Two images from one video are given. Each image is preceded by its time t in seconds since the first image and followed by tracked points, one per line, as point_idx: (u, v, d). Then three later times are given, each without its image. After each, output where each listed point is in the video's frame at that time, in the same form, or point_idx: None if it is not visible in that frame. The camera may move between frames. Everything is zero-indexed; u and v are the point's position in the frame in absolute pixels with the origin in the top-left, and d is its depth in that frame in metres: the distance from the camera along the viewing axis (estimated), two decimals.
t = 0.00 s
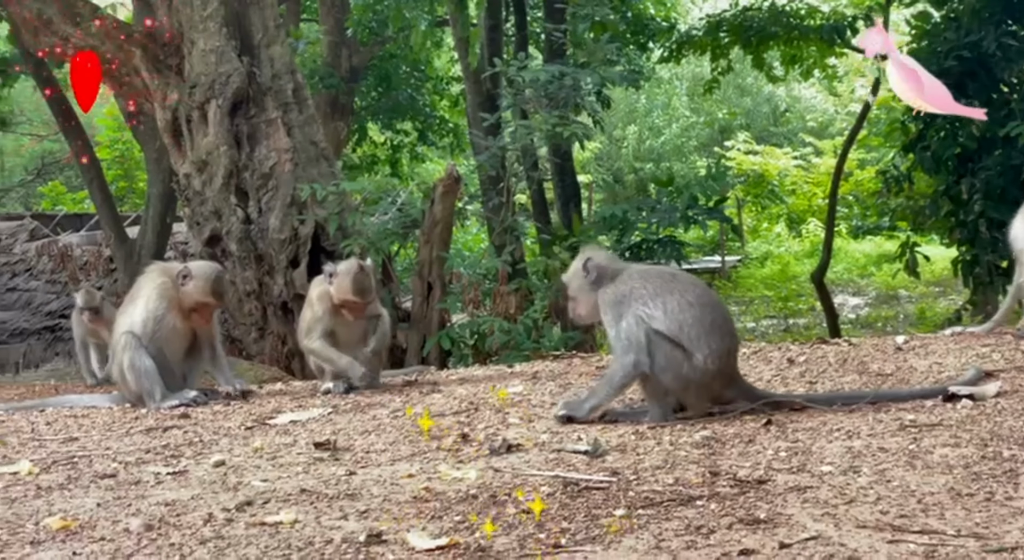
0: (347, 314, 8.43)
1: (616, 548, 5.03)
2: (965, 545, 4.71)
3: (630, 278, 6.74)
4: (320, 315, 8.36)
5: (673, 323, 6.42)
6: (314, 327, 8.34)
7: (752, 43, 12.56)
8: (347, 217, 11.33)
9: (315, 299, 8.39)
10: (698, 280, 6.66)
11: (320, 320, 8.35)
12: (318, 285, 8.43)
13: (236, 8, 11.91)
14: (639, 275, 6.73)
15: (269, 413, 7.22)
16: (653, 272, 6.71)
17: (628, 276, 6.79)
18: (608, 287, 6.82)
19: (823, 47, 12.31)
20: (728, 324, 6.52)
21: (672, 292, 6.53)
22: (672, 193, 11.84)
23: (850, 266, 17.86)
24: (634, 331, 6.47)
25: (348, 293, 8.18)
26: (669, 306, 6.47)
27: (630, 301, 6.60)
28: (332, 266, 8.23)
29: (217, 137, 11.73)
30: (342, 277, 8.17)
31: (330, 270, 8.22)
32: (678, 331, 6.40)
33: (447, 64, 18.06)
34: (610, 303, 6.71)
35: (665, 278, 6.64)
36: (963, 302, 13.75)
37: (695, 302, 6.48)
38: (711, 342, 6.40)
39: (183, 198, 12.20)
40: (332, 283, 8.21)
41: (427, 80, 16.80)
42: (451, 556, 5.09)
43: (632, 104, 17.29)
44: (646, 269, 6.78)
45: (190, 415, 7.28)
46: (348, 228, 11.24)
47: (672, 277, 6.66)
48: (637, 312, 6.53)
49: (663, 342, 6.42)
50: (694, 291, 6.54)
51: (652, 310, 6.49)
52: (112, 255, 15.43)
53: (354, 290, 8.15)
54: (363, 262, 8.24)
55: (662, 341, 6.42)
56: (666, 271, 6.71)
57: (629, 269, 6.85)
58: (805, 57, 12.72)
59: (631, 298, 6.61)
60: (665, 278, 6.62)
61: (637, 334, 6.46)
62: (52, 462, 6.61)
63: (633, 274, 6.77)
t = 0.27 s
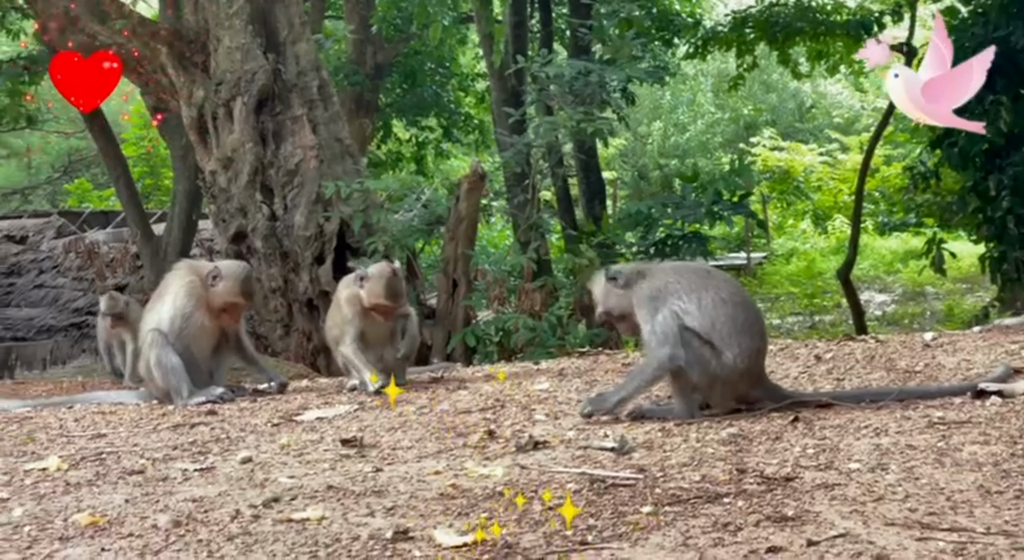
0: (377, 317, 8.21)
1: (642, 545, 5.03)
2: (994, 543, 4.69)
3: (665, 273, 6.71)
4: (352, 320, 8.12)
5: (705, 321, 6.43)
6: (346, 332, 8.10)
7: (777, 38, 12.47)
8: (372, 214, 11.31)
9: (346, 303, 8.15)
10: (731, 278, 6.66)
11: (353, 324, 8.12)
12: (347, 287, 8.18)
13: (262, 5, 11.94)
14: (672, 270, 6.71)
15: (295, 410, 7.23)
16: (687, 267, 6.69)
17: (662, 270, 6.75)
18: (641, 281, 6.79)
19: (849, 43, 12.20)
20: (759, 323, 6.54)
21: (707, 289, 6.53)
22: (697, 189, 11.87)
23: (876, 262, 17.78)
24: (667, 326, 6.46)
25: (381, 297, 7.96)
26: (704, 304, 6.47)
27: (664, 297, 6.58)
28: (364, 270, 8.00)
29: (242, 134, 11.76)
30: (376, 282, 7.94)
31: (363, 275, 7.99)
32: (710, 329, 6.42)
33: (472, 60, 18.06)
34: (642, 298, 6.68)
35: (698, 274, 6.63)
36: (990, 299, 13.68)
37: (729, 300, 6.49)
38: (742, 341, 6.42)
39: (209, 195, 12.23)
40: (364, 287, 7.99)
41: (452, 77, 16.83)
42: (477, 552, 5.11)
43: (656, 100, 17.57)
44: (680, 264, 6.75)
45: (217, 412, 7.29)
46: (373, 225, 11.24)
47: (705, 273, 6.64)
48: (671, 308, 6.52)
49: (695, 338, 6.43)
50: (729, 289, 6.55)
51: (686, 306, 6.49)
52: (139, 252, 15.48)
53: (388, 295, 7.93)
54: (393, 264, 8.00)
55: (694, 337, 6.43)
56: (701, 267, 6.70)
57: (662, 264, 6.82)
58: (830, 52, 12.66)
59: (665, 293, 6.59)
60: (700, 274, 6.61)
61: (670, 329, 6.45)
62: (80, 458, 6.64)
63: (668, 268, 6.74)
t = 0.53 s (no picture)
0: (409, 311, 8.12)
1: (675, 538, 5.04)
2: None
3: (691, 270, 6.67)
4: (384, 315, 8.02)
5: (734, 315, 6.39)
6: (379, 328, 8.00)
7: (807, 34, 12.12)
8: (400, 210, 11.43)
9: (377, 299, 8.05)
10: (758, 271, 6.62)
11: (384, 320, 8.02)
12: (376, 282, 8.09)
13: (291, 2, 11.97)
14: (698, 266, 6.67)
15: (326, 403, 7.23)
16: (713, 262, 6.65)
17: (687, 266, 6.71)
18: (667, 280, 6.75)
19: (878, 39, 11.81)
20: (788, 316, 6.49)
21: (735, 283, 6.48)
22: (720, 183, 12.04)
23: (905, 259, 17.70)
24: (696, 323, 6.42)
25: (415, 291, 7.88)
26: (733, 298, 6.43)
27: (692, 294, 6.55)
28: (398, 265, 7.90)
29: (272, 131, 11.81)
30: (409, 277, 7.85)
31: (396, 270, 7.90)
32: (740, 324, 6.38)
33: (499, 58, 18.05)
34: (670, 295, 6.65)
35: (725, 269, 6.59)
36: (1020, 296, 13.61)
37: (757, 293, 6.45)
38: (773, 335, 6.38)
39: (238, 192, 12.26)
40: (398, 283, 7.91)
41: (479, 73, 16.92)
42: (511, 544, 5.15)
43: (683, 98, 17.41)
44: (706, 260, 6.71)
45: (249, 405, 7.32)
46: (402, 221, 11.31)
47: (732, 268, 6.60)
48: (699, 305, 6.48)
49: (725, 333, 6.38)
50: (757, 282, 6.50)
51: (714, 302, 6.45)
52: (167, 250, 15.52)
53: (422, 289, 7.86)
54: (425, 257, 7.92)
55: (724, 333, 6.38)
56: (726, 262, 6.66)
57: (687, 261, 6.78)
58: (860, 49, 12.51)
59: (693, 289, 6.55)
60: (726, 269, 6.57)
61: (700, 325, 6.41)
62: (114, 451, 6.66)
63: (693, 265, 6.71)
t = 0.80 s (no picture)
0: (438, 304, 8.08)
1: (703, 532, 5.05)
2: None
3: (714, 267, 6.57)
4: (414, 308, 7.99)
5: (760, 311, 6.30)
6: (409, 320, 7.97)
7: (832, 30, 11.97)
8: (425, 206, 11.48)
9: (406, 291, 8.02)
10: (782, 266, 6.52)
11: (413, 312, 7.99)
12: (405, 274, 8.07)
13: None
14: (721, 263, 6.57)
15: (353, 398, 7.26)
16: (736, 259, 6.55)
17: (710, 263, 6.61)
18: (690, 278, 6.65)
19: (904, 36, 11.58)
20: (814, 310, 6.41)
21: (759, 278, 6.39)
22: (747, 176, 11.95)
23: (930, 254, 17.63)
24: (723, 317, 6.33)
25: (444, 284, 7.83)
26: (758, 294, 6.34)
27: (717, 290, 6.45)
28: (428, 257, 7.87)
29: (298, 127, 11.84)
30: (439, 269, 7.81)
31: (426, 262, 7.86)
32: (765, 319, 6.29)
33: (524, 52, 18.05)
34: (695, 293, 6.55)
35: (748, 264, 6.49)
36: None
37: (782, 288, 6.35)
38: (799, 330, 6.30)
39: (263, 187, 12.29)
40: (428, 275, 7.86)
41: (504, 70, 16.88)
42: (537, 538, 5.16)
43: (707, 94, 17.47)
44: (729, 257, 6.61)
45: (276, 400, 7.35)
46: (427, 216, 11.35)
47: (755, 263, 6.51)
48: (724, 301, 6.39)
49: (752, 328, 6.29)
50: (781, 277, 6.41)
51: (739, 298, 6.36)
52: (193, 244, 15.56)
53: (452, 281, 7.80)
54: (455, 250, 7.87)
55: (751, 327, 6.29)
56: (749, 258, 6.56)
57: (710, 258, 6.68)
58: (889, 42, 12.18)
59: (717, 286, 6.46)
60: (750, 265, 6.47)
61: (726, 319, 6.32)
62: (142, 445, 6.70)
63: (716, 262, 6.61)
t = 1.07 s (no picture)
0: (459, 302, 8.09)
1: (722, 527, 5.07)
2: None
3: (734, 262, 6.53)
4: (435, 304, 7.98)
5: (781, 303, 6.25)
6: (430, 316, 7.97)
7: (852, 25, 11.74)
8: (446, 202, 11.52)
9: (427, 287, 8.02)
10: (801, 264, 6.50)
11: (435, 308, 7.99)
12: (427, 271, 8.07)
13: None
14: (741, 259, 6.53)
15: (374, 393, 7.29)
16: (755, 255, 6.52)
17: (730, 260, 6.57)
18: (709, 273, 6.60)
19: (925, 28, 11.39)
20: (834, 306, 6.38)
21: (780, 273, 6.36)
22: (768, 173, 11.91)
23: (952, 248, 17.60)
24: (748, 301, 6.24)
25: (468, 282, 7.84)
26: (778, 288, 6.30)
27: (738, 282, 6.40)
28: (452, 253, 7.87)
29: (318, 123, 11.89)
30: (464, 265, 7.82)
31: (450, 259, 7.86)
32: (787, 311, 6.25)
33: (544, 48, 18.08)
34: (715, 286, 6.49)
35: (768, 260, 6.47)
36: None
37: (802, 283, 6.32)
38: (819, 325, 6.28)
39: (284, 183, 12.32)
40: (452, 272, 7.86)
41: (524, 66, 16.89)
42: (557, 534, 5.17)
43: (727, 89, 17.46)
44: (748, 254, 6.58)
45: (297, 396, 7.38)
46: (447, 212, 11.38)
47: (775, 259, 6.48)
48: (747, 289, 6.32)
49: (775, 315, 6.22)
50: (802, 273, 6.39)
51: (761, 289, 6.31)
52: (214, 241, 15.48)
53: (477, 279, 7.82)
54: (478, 248, 7.87)
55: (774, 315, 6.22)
56: (768, 255, 6.55)
57: (728, 255, 6.64)
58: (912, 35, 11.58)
59: (738, 280, 6.41)
60: (770, 260, 6.44)
61: (751, 301, 6.23)
62: (164, 441, 6.75)
63: (735, 258, 6.57)
